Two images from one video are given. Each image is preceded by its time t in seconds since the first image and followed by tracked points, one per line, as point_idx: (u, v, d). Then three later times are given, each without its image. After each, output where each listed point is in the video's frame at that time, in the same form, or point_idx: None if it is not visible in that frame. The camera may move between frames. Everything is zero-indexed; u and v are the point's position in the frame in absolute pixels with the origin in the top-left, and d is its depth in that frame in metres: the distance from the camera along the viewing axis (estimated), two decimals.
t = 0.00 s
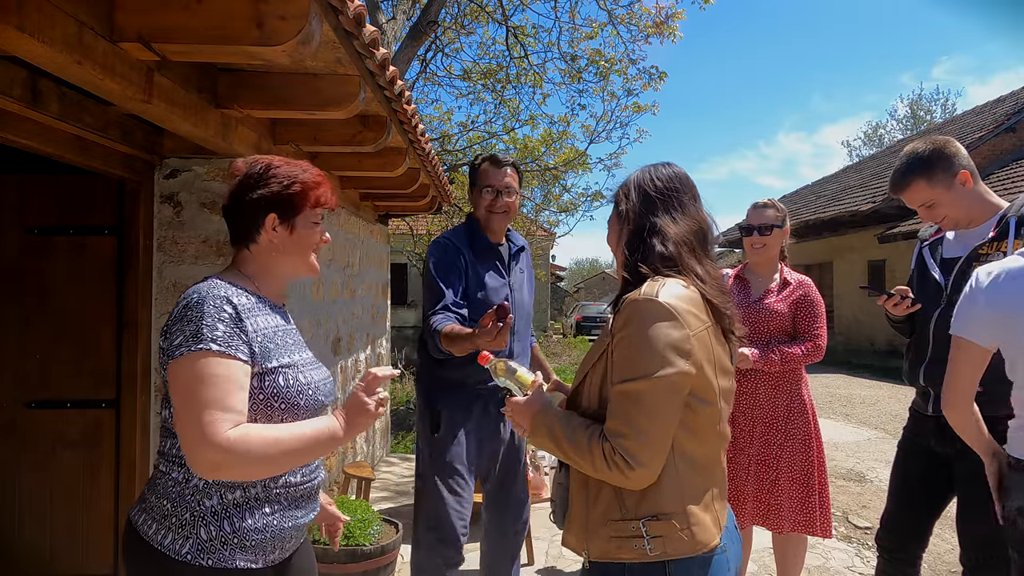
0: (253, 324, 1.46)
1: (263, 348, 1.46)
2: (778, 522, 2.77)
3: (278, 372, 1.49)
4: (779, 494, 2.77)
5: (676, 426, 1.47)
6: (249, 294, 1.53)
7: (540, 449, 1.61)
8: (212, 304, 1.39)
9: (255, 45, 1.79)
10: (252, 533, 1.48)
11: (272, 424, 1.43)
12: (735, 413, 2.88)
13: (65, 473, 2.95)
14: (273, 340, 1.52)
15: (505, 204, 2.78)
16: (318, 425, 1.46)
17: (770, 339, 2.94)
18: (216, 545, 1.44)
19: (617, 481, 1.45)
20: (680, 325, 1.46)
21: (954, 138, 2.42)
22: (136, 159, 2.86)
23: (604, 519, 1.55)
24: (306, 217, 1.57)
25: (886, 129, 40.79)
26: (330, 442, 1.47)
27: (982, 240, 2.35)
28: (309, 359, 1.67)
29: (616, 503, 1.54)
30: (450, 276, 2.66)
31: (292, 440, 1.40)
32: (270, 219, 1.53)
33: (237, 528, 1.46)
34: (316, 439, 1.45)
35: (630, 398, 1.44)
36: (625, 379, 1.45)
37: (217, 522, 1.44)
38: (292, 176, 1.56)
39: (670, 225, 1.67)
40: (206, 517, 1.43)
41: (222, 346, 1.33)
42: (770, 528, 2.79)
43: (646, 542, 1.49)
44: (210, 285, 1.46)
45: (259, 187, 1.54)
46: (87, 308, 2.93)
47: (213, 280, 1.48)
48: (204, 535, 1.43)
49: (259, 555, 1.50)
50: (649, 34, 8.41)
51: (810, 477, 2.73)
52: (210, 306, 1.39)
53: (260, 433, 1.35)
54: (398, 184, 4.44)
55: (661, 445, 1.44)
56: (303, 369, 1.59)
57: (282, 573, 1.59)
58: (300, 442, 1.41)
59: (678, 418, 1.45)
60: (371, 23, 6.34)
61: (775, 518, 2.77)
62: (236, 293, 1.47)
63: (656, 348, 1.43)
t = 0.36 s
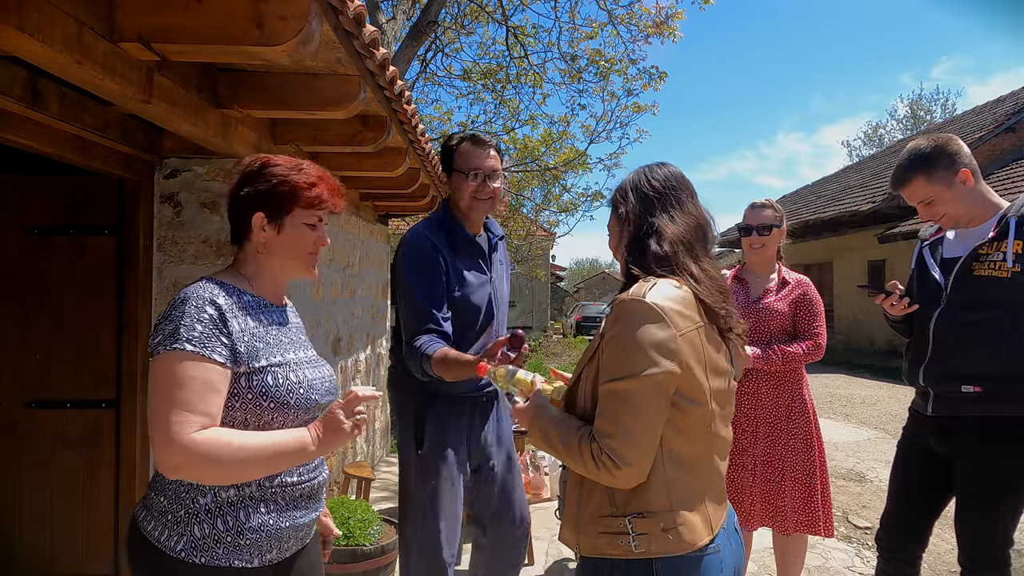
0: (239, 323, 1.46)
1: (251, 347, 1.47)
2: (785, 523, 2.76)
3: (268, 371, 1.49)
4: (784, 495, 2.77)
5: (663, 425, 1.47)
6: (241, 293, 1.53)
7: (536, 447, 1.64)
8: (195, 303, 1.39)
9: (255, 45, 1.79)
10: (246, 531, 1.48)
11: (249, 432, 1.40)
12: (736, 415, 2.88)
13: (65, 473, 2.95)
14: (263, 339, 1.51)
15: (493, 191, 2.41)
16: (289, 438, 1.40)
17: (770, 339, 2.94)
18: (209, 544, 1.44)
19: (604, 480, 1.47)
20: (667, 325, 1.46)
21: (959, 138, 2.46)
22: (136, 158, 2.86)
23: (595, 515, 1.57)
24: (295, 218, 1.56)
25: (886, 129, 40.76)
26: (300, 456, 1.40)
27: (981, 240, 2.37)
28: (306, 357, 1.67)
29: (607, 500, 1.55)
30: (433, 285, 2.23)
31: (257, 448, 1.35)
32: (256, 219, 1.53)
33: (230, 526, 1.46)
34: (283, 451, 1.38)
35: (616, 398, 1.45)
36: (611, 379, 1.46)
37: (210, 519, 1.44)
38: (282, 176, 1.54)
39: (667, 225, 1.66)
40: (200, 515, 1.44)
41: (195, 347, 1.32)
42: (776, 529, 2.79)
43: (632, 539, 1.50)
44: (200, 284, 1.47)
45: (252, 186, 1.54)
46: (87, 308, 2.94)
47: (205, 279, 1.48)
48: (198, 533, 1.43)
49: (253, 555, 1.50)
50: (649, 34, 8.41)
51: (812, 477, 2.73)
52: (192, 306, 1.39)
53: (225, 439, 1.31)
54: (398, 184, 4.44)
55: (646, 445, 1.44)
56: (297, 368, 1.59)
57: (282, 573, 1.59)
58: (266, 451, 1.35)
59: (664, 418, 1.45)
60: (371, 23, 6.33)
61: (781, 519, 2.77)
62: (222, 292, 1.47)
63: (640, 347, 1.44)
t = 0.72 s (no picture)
0: (234, 322, 1.46)
1: (247, 346, 1.47)
2: (789, 524, 2.75)
3: (264, 370, 1.49)
4: (787, 495, 2.76)
5: (657, 422, 1.47)
6: (238, 292, 1.53)
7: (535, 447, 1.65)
8: (189, 303, 1.40)
9: (255, 45, 1.80)
10: (247, 531, 1.48)
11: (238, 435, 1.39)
12: (736, 416, 2.88)
13: (64, 472, 2.95)
14: (259, 338, 1.51)
15: (475, 191, 2.28)
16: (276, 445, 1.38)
17: (770, 339, 2.93)
18: (210, 543, 1.44)
19: (600, 477, 1.47)
20: (660, 322, 1.46)
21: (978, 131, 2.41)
22: (136, 158, 2.86)
23: (592, 512, 1.57)
24: (295, 218, 1.55)
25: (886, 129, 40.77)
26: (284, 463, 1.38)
27: (969, 241, 2.37)
28: (305, 356, 1.67)
29: (604, 497, 1.55)
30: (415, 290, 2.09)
31: (244, 452, 1.34)
32: (255, 219, 1.53)
33: (231, 526, 1.46)
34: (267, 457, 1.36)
35: (609, 395, 1.45)
36: (605, 377, 1.46)
37: (211, 519, 1.44)
38: (282, 176, 1.54)
39: (658, 225, 1.66)
40: (201, 514, 1.44)
41: (186, 347, 1.32)
42: (779, 530, 2.79)
43: (629, 535, 1.49)
44: (196, 285, 1.47)
45: (250, 186, 1.54)
46: (87, 308, 2.94)
47: (201, 279, 1.49)
48: (199, 532, 1.43)
49: (254, 555, 1.50)
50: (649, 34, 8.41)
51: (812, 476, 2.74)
52: (185, 306, 1.39)
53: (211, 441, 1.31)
54: (399, 184, 4.44)
55: (641, 442, 1.44)
56: (295, 367, 1.59)
57: (284, 573, 1.59)
58: (251, 456, 1.34)
59: (658, 414, 1.45)
60: (371, 23, 6.33)
61: (785, 520, 2.76)
62: (217, 292, 1.47)
63: (633, 344, 1.44)
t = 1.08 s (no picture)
0: (232, 321, 1.45)
1: (245, 344, 1.46)
2: (785, 525, 2.74)
3: (263, 369, 1.49)
4: (785, 495, 2.75)
5: (661, 416, 1.47)
6: (236, 292, 1.53)
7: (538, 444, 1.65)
8: (188, 303, 1.40)
9: (255, 45, 1.80)
10: (246, 531, 1.48)
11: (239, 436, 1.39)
12: (734, 413, 2.88)
13: (64, 472, 2.95)
14: (258, 338, 1.51)
15: (465, 194, 2.26)
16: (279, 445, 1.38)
17: (769, 338, 2.93)
18: (210, 544, 1.44)
19: (604, 470, 1.47)
20: (663, 316, 1.46)
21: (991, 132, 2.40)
22: (136, 158, 2.86)
23: (596, 508, 1.56)
24: (293, 221, 1.55)
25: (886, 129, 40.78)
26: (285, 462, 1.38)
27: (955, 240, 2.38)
28: (304, 355, 1.67)
29: (608, 492, 1.55)
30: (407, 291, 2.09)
31: (245, 453, 1.34)
32: (253, 219, 1.53)
33: (230, 526, 1.46)
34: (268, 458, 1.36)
35: (612, 388, 1.45)
36: (607, 371, 1.46)
37: (211, 520, 1.44)
38: (284, 179, 1.54)
39: (662, 226, 1.67)
40: (201, 516, 1.44)
41: (185, 348, 1.32)
42: (775, 531, 2.77)
43: (634, 530, 1.49)
44: (194, 284, 1.47)
45: (250, 186, 1.54)
46: (87, 308, 2.94)
47: (199, 279, 1.48)
48: (199, 533, 1.43)
49: (254, 555, 1.50)
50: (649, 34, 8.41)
51: (812, 477, 2.74)
52: (183, 306, 1.39)
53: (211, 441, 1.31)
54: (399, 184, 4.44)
55: (645, 433, 1.44)
56: (293, 366, 1.59)
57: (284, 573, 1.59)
58: (252, 457, 1.34)
59: (661, 408, 1.45)
60: (371, 23, 6.33)
61: (780, 520, 2.76)
62: (215, 292, 1.47)
63: (636, 338, 1.44)
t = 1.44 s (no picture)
0: (229, 322, 1.45)
1: (243, 344, 1.46)
2: (785, 524, 2.75)
3: (262, 369, 1.49)
4: (784, 495, 2.75)
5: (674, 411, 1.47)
6: (235, 293, 1.53)
7: (543, 439, 1.65)
8: (186, 304, 1.40)
9: (255, 45, 1.80)
10: (243, 532, 1.48)
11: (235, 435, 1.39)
12: (735, 411, 2.87)
13: (64, 472, 2.95)
14: (257, 338, 1.51)
15: (453, 187, 2.28)
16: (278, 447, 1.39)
17: (769, 338, 2.93)
18: (206, 545, 1.44)
19: (616, 464, 1.46)
20: (679, 311, 1.47)
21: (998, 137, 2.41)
22: (136, 158, 2.86)
23: (603, 503, 1.56)
24: (293, 223, 1.56)
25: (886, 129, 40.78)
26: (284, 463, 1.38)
27: (964, 240, 2.38)
28: (302, 356, 1.67)
29: (616, 488, 1.54)
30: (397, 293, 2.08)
31: (243, 454, 1.34)
32: (253, 220, 1.53)
33: (227, 527, 1.46)
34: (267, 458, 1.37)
35: (626, 381, 1.45)
36: (621, 363, 1.46)
37: (207, 521, 1.44)
38: (286, 181, 1.54)
39: (682, 228, 1.67)
40: (197, 517, 1.44)
41: (184, 348, 1.32)
42: (774, 530, 2.77)
43: (643, 525, 1.49)
44: (194, 284, 1.47)
45: (252, 186, 1.55)
46: (87, 307, 2.94)
47: (198, 278, 1.49)
48: (195, 534, 1.43)
49: (250, 557, 1.50)
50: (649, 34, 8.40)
51: (812, 476, 2.74)
52: (182, 306, 1.39)
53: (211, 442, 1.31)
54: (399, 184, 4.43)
55: (659, 426, 1.44)
56: (292, 367, 1.59)
57: (282, 573, 1.60)
58: (249, 458, 1.34)
59: (675, 403, 1.46)
60: (371, 23, 6.33)
61: (779, 520, 2.76)
62: (213, 293, 1.47)
63: (652, 331, 1.44)
